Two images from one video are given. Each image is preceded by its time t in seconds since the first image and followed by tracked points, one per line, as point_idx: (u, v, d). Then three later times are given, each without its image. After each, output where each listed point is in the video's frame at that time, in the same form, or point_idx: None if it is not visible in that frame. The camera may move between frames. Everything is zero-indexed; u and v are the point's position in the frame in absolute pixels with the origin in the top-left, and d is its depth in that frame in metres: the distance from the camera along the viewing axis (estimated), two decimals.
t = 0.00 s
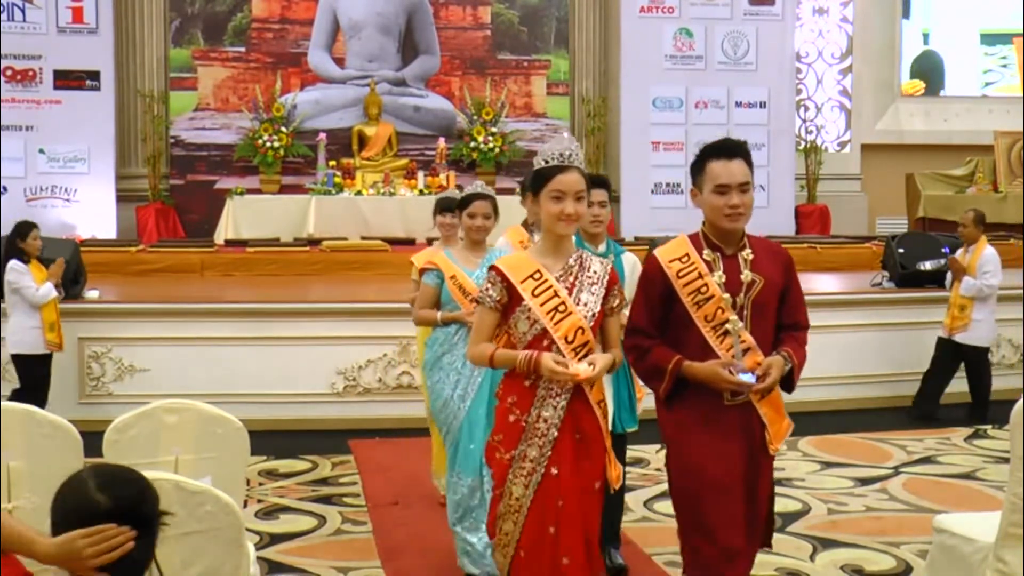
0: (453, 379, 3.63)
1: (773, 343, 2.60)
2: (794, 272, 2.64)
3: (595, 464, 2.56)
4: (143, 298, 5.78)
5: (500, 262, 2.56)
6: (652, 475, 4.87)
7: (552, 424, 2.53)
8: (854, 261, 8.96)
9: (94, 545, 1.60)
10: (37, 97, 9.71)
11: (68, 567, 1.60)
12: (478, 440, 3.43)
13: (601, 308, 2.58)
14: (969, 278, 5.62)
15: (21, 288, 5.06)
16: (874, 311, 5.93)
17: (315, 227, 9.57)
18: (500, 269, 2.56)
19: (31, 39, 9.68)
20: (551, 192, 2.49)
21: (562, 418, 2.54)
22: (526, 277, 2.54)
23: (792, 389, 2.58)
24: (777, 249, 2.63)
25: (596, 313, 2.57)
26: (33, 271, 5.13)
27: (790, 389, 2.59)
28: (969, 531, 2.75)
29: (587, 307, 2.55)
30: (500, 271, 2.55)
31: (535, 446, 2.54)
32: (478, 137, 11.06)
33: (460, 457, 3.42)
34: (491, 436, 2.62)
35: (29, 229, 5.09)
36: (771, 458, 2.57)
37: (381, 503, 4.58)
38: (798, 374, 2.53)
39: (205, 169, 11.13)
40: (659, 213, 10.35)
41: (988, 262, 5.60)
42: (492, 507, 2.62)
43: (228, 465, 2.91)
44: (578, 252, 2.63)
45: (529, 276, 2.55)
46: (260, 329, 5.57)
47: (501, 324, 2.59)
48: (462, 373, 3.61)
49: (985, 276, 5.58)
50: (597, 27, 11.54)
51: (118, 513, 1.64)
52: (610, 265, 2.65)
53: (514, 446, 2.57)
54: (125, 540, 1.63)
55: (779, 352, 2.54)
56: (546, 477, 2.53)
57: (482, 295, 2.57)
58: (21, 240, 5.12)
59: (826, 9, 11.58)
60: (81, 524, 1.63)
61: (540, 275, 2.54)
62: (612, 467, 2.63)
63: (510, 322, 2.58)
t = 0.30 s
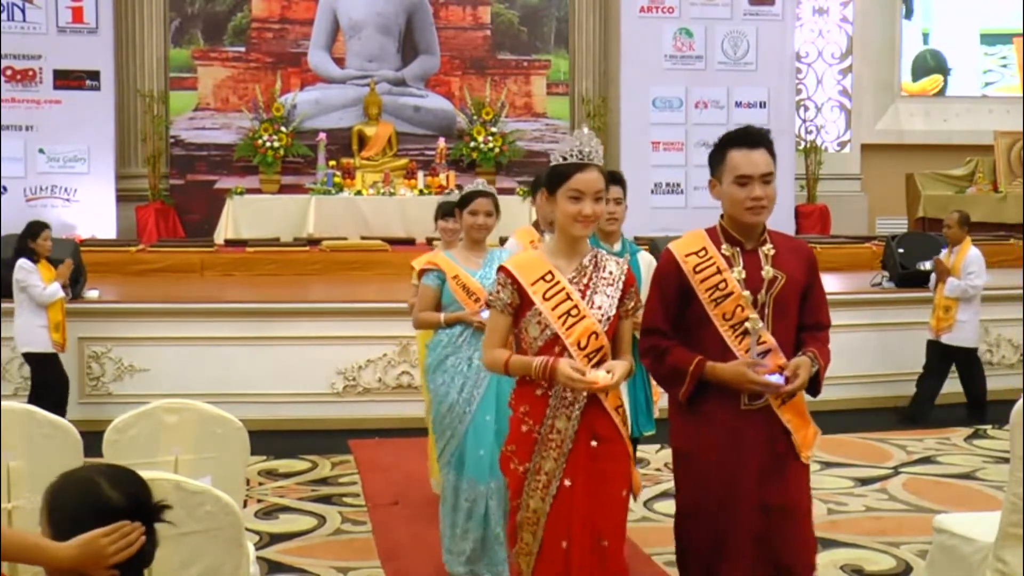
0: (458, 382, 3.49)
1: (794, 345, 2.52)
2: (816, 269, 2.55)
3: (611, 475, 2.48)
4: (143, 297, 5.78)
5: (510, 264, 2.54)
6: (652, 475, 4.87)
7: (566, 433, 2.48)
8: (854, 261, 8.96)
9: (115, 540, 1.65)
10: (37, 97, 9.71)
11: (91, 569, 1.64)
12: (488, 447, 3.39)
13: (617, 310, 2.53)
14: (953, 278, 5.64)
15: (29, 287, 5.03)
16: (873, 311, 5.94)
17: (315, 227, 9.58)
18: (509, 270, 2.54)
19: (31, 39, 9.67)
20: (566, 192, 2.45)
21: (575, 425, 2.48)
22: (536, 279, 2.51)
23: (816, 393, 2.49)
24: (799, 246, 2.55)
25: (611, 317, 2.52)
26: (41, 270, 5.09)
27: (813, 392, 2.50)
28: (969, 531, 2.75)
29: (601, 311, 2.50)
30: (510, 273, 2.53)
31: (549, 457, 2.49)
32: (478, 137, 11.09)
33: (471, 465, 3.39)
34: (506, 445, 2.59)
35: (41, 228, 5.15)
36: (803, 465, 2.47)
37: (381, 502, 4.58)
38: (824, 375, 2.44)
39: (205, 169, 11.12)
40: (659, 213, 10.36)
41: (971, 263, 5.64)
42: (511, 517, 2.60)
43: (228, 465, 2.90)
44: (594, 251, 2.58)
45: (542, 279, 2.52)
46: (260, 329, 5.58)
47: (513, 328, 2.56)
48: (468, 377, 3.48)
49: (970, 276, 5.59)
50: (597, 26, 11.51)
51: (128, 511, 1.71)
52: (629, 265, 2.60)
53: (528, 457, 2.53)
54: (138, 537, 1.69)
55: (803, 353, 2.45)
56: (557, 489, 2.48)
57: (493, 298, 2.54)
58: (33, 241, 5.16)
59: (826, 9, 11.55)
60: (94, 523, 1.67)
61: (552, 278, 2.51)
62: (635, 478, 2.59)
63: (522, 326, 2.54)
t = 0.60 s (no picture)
0: (461, 388, 3.56)
1: (825, 358, 2.42)
2: (844, 276, 2.44)
3: (642, 502, 2.27)
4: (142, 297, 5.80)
5: (528, 273, 2.32)
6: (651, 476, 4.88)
7: (591, 458, 2.27)
8: (854, 261, 8.95)
9: (93, 547, 1.67)
10: (36, 96, 9.70)
11: None
12: (486, 453, 3.31)
13: (647, 325, 2.31)
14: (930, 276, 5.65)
15: (41, 288, 5.08)
16: (871, 312, 5.95)
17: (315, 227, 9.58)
18: (526, 281, 2.31)
19: (31, 39, 9.67)
20: (590, 194, 2.26)
21: (601, 450, 2.27)
22: (557, 292, 2.28)
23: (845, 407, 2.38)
24: (828, 252, 2.44)
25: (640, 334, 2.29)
26: (52, 271, 5.14)
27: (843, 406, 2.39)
28: (969, 531, 2.75)
29: (629, 325, 2.28)
30: (528, 284, 2.30)
31: (573, 483, 2.28)
32: (478, 136, 11.13)
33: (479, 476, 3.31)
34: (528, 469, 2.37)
35: (51, 229, 5.20)
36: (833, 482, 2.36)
37: (381, 502, 4.58)
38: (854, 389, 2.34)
39: (205, 169, 11.12)
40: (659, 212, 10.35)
41: (949, 260, 5.62)
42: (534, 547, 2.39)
43: (228, 464, 2.91)
44: (622, 260, 2.36)
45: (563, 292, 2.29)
46: (259, 329, 5.59)
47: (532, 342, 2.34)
48: (471, 382, 3.55)
49: (947, 274, 5.59)
50: (597, 26, 11.49)
51: (103, 516, 1.72)
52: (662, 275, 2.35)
53: (550, 483, 2.32)
54: (116, 540, 1.71)
55: (831, 367, 2.35)
56: (583, 518, 2.28)
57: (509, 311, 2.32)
58: (43, 241, 5.20)
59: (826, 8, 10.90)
60: (69, 533, 1.69)
61: (574, 290, 2.28)
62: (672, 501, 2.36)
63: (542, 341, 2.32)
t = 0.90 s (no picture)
0: (466, 398, 3.56)
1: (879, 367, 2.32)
2: (900, 278, 2.34)
3: (670, 509, 2.32)
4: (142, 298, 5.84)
5: (551, 272, 2.36)
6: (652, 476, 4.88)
7: (621, 467, 2.31)
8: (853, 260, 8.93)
9: None
10: (36, 96, 9.70)
11: None
12: (490, 466, 3.42)
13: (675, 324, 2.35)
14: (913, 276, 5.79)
15: (58, 289, 5.26)
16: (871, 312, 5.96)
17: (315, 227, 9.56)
18: (550, 280, 2.35)
19: (30, 39, 9.67)
20: (611, 189, 2.30)
21: (631, 458, 2.31)
22: (582, 290, 2.32)
23: (903, 416, 2.28)
24: (881, 252, 2.34)
25: (668, 332, 2.33)
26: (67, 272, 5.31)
27: (900, 416, 2.29)
28: (969, 531, 2.75)
29: (657, 324, 2.32)
30: (552, 282, 2.35)
31: (602, 495, 2.32)
32: (478, 136, 11.11)
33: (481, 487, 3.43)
34: (552, 482, 2.41)
35: (66, 230, 5.34)
36: (889, 501, 2.26)
37: (381, 502, 4.57)
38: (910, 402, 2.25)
39: (205, 169, 11.10)
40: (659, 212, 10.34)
41: (932, 260, 5.72)
42: (562, 563, 2.43)
43: (228, 463, 2.92)
44: (647, 255, 2.40)
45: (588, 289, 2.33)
46: (258, 329, 5.60)
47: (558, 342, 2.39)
48: (478, 392, 3.55)
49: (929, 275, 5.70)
50: (597, 27, 11.50)
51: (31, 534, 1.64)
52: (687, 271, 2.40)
53: (578, 496, 2.36)
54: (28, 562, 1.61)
55: (885, 376, 2.26)
56: (614, 531, 2.30)
57: (533, 312, 2.36)
58: (57, 241, 5.34)
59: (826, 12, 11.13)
60: None
61: (599, 287, 2.32)
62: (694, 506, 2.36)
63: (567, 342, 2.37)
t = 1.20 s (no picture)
0: (468, 400, 3.56)
1: (924, 372, 2.27)
2: (946, 279, 2.30)
3: (697, 548, 2.19)
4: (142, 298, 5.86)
5: (577, 291, 2.19)
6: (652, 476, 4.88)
7: (654, 503, 2.15)
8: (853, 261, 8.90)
9: None
10: (36, 96, 9.70)
11: None
12: (500, 471, 3.43)
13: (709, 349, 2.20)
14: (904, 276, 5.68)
15: (76, 287, 5.39)
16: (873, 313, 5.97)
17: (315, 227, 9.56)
18: (576, 300, 2.18)
19: (30, 38, 9.66)
20: (637, 199, 2.15)
21: (664, 496, 2.16)
22: (612, 311, 2.15)
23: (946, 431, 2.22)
24: (924, 253, 2.30)
25: (703, 356, 2.18)
26: (83, 271, 5.51)
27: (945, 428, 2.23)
28: (970, 531, 2.75)
29: (692, 349, 2.16)
30: (578, 302, 2.17)
31: (631, 535, 2.16)
32: (478, 136, 11.14)
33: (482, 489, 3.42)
34: (574, 517, 2.24)
35: (78, 229, 5.58)
36: (922, 520, 2.23)
37: (380, 502, 4.57)
38: (956, 410, 2.18)
39: (205, 168, 11.09)
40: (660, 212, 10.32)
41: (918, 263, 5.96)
42: None
43: (227, 463, 2.95)
44: (676, 273, 2.25)
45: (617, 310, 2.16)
46: (259, 329, 5.61)
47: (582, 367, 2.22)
48: (480, 394, 3.55)
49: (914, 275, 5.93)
50: (597, 26, 11.51)
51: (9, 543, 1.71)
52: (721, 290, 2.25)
53: (603, 534, 2.19)
54: None
55: (931, 384, 2.20)
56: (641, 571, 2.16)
57: (557, 335, 2.18)
58: (72, 240, 5.58)
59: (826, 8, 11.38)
60: None
61: (631, 307, 2.16)
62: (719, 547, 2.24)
63: (594, 367, 2.20)
